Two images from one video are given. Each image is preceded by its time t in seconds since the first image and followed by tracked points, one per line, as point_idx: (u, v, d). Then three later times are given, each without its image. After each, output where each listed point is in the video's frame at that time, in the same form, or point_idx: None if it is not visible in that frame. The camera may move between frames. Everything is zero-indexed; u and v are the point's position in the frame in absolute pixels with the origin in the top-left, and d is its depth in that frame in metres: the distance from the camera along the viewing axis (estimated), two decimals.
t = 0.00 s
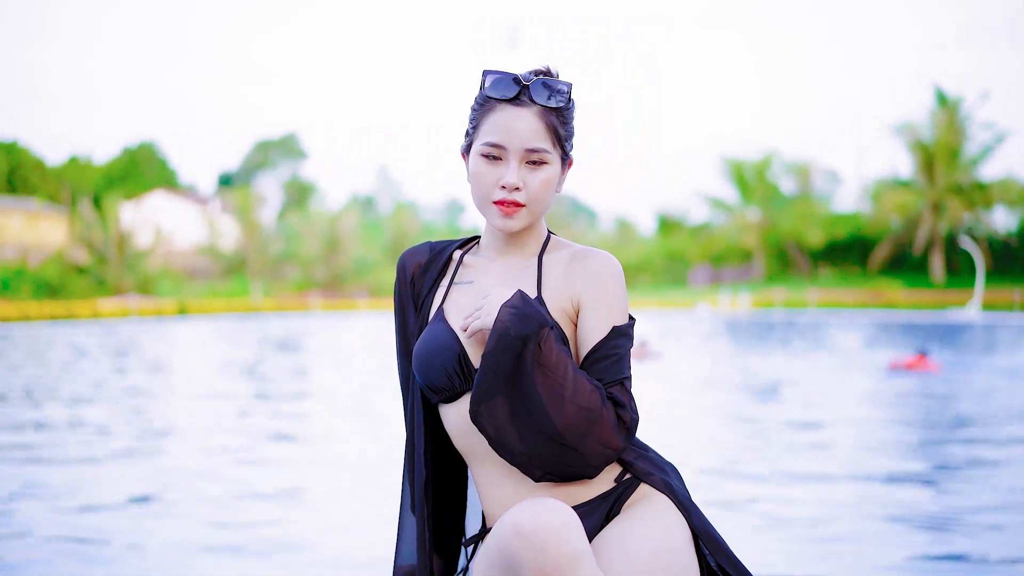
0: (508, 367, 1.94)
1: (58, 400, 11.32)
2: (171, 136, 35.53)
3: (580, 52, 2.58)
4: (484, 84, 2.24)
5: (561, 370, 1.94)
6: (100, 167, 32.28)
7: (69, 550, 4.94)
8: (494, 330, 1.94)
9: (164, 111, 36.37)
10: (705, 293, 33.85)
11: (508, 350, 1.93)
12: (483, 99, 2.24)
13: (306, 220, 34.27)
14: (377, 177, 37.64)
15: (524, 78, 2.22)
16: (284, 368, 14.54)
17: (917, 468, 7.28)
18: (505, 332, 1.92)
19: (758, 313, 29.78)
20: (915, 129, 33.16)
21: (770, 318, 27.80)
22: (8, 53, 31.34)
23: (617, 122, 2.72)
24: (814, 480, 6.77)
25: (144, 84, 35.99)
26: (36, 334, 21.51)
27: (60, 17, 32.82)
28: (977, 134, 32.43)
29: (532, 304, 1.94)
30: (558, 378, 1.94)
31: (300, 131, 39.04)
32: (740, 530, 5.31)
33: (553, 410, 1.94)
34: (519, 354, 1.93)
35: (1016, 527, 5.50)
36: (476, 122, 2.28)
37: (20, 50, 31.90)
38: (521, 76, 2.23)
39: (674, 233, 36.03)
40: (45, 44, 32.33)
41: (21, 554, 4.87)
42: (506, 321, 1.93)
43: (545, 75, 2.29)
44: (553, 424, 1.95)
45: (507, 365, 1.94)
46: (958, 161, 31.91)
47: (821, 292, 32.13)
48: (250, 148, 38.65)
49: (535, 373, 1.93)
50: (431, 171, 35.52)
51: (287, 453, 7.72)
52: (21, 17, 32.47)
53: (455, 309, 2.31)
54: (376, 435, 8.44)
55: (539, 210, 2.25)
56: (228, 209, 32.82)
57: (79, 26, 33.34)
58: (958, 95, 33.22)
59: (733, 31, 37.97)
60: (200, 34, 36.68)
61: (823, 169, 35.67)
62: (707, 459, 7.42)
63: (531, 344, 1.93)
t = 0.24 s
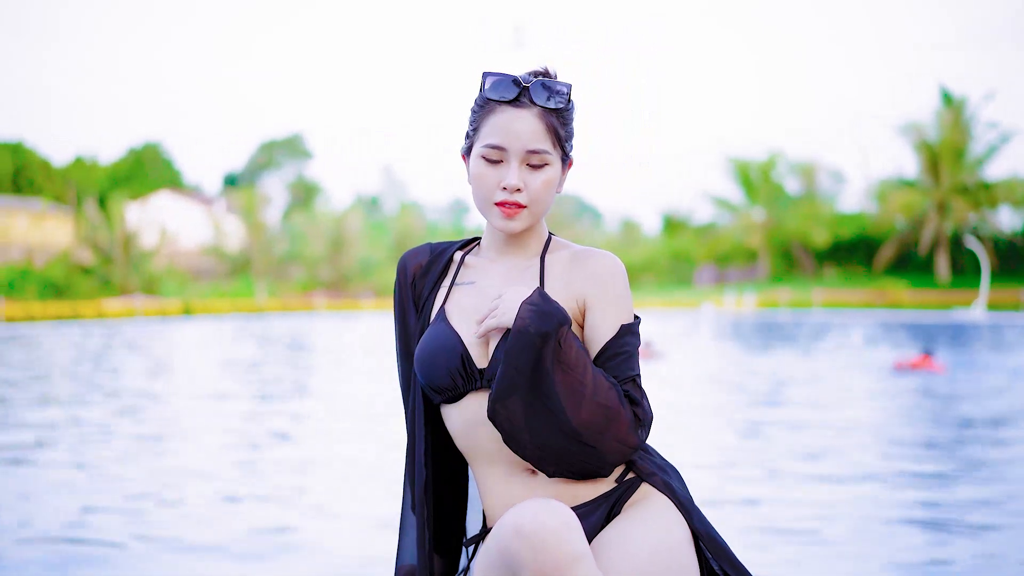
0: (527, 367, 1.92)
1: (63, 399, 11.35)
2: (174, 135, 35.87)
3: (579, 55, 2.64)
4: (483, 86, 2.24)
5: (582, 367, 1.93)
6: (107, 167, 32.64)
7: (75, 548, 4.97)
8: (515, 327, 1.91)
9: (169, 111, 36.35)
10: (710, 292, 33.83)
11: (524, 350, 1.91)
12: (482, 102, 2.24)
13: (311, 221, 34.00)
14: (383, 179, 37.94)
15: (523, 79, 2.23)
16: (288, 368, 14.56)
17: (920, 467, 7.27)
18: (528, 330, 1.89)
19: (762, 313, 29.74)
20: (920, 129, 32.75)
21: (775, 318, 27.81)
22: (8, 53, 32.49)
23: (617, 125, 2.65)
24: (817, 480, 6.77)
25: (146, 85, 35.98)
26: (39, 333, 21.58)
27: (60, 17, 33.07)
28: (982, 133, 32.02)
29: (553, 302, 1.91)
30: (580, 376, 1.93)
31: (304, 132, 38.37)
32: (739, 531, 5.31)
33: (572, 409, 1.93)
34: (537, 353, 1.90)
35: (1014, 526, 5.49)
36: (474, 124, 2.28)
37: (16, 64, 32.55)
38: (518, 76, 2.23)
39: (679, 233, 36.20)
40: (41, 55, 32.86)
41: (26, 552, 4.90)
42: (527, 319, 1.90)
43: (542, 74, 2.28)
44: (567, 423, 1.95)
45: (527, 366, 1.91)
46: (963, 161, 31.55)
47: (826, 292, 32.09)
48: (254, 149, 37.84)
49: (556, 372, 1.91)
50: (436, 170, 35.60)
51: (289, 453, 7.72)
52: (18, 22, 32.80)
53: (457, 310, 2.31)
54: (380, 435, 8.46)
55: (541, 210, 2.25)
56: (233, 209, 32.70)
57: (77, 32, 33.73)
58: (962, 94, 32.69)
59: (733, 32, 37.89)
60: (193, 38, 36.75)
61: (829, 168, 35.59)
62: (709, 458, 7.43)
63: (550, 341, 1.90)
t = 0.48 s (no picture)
0: (549, 365, 1.90)
1: (69, 400, 11.36)
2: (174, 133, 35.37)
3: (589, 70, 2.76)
4: (482, 87, 2.24)
5: (606, 364, 1.93)
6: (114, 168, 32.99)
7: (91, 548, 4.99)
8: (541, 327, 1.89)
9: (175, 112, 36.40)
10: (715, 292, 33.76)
11: (544, 350, 1.89)
12: (481, 103, 2.25)
13: (317, 221, 34.10)
14: (390, 179, 38.10)
15: (521, 79, 2.23)
16: (293, 368, 14.58)
17: (924, 466, 7.29)
18: (554, 328, 1.87)
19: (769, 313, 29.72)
20: (926, 129, 32.97)
21: (781, 317, 27.81)
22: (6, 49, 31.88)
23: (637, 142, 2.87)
24: (821, 479, 6.79)
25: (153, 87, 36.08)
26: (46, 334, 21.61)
27: (61, 17, 32.67)
28: (988, 134, 32.27)
29: (578, 299, 1.89)
30: (605, 373, 1.93)
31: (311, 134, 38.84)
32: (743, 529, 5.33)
33: (590, 407, 1.93)
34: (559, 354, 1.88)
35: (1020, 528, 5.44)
36: (471, 125, 2.29)
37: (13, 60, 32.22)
38: (517, 77, 2.23)
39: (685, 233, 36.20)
40: (40, 51, 32.41)
41: (38, 552, 4.91)
42: (552, 316, 1.88)
43: (539, 73, 2.27)
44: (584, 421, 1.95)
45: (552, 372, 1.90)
46: (969, 162, 31.74)
47: (832, 292, 32.01)
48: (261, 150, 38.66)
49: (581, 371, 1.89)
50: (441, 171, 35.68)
51: (295, 453, 7.72)
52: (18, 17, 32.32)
53: (460, 309, 2.32)
54: (384, 435, 8.47)
55: (542, 210, 2.25)
56: (239, 210, 33.04)
57: (79, 25, 33.25)
58: (969, 95, 32.97)
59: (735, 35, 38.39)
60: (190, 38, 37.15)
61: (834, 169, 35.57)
62: (713, 458, 7.45)
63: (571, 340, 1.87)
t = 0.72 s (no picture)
0: (576, 359, 1.98)
1: (75, 400, 11.39)
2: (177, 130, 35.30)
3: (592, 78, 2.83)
4: (479, 88, 2.25)
5: (627, 359, 1.99)
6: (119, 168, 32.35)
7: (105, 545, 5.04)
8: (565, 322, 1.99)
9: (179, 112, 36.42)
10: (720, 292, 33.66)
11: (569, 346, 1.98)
12: (478, 103, 2.26)
13: (322, 221, 34.19)
14: (394, 180, 38.11)
15: (519, 80, 2.24)
16: (299, 368, 14.61)
17: (926, 466, 7.28)
18: (579, 323, 1.97)
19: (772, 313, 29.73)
20: (931, 130, 32.90)
21: (785, 318, 27.85)
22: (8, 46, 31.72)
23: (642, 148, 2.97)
24: (824, 479, 6.78)
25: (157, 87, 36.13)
26: (52, 334, 21.68)
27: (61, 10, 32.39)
28: (993, 134, 32.16)
29: (601, 294, 2.00)
30: (626, 366, 1.99)
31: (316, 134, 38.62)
32: (744, 530, 5.33)
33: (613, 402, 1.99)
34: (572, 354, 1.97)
35: None
36: (470, 126, 2.29)
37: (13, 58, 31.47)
38: (514, 77, 2.24)
39: (690, 233, 36.24)
40: (40, 52, 31.97)
41: (44, 552, 4.91)
42: (577, 311, 1.98)
43: (534, 73, 2.29)
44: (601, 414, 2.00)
45: (578, 371, 1.97)
46: (974, 162, 31.67)
47: (837, 292, 31.95)
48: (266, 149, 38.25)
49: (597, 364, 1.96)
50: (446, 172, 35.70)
51: (299, 453, 7.73)
52: (15, 16, 31.90)
53: (462, 310, 2.33)
54: (387, 436, 8.47)
55: (542, 209, 2.26)
56: (244, 210, 33.16)
57: (77, 22, 32.95)
58: (974, 94, 32.65)
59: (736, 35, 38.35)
60: (181, 40, 37.29)
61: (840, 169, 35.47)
62: (716, 458, 7.44)
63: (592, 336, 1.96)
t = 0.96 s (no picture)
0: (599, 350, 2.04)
1: (81, 399, 11.43)
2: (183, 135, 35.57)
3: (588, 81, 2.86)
4: (476, 89, 2.25)
5: (646, 356, 2.06)
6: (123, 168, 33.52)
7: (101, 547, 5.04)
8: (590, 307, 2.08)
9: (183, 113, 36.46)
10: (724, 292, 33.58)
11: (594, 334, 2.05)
12: (475, 105, 2.26)
13: (326, 221, 34.28)
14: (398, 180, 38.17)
15: (515, 81, 2.24)
16: (303, 368, 14.64)
17: (928, 466, 7.28)
18: (604, 310, 2.04)
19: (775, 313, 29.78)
20: (935, 129, 32.84)
21: (789, 317, 27.84)
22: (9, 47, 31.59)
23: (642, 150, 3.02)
24: (824, 479, 6.78)
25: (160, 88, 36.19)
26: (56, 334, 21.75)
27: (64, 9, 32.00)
28: (997, 134, 32.23)
29: (620, 287, 2.08)
30: (645, 362, 2.06)
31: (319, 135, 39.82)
32: (742, 529, 5.35)
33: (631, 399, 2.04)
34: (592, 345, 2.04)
35: None
36: (468, 128, 2.30)
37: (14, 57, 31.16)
38: (511, 79, 2.24)
39: (694, 233, 36.24)
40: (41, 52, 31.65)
41: (37, 555, 4.88)
42: (598, 303, 2.05)
43: (530, 73, 2.29)
44: (615, 408, 2.04)
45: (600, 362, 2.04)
46: (977, 162, 31.67)
47: (841, 292, 31.88)
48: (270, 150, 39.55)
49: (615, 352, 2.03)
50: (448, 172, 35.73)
51: (301, 454, 7.73)
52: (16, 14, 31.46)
53: (463, 308, 2.34)
54: (390, 436, 8.49)
55: (543, 209, 2.27)
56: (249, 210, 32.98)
57: (77, 21, 32.58)
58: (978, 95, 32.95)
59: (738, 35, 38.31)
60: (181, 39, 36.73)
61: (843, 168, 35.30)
62: (717, 458, 7.44)
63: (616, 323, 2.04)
